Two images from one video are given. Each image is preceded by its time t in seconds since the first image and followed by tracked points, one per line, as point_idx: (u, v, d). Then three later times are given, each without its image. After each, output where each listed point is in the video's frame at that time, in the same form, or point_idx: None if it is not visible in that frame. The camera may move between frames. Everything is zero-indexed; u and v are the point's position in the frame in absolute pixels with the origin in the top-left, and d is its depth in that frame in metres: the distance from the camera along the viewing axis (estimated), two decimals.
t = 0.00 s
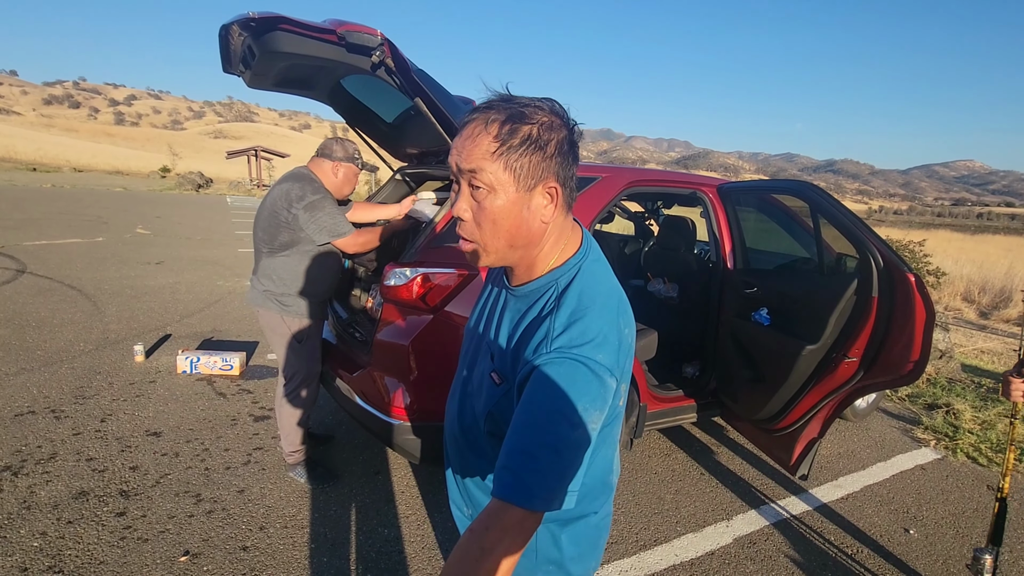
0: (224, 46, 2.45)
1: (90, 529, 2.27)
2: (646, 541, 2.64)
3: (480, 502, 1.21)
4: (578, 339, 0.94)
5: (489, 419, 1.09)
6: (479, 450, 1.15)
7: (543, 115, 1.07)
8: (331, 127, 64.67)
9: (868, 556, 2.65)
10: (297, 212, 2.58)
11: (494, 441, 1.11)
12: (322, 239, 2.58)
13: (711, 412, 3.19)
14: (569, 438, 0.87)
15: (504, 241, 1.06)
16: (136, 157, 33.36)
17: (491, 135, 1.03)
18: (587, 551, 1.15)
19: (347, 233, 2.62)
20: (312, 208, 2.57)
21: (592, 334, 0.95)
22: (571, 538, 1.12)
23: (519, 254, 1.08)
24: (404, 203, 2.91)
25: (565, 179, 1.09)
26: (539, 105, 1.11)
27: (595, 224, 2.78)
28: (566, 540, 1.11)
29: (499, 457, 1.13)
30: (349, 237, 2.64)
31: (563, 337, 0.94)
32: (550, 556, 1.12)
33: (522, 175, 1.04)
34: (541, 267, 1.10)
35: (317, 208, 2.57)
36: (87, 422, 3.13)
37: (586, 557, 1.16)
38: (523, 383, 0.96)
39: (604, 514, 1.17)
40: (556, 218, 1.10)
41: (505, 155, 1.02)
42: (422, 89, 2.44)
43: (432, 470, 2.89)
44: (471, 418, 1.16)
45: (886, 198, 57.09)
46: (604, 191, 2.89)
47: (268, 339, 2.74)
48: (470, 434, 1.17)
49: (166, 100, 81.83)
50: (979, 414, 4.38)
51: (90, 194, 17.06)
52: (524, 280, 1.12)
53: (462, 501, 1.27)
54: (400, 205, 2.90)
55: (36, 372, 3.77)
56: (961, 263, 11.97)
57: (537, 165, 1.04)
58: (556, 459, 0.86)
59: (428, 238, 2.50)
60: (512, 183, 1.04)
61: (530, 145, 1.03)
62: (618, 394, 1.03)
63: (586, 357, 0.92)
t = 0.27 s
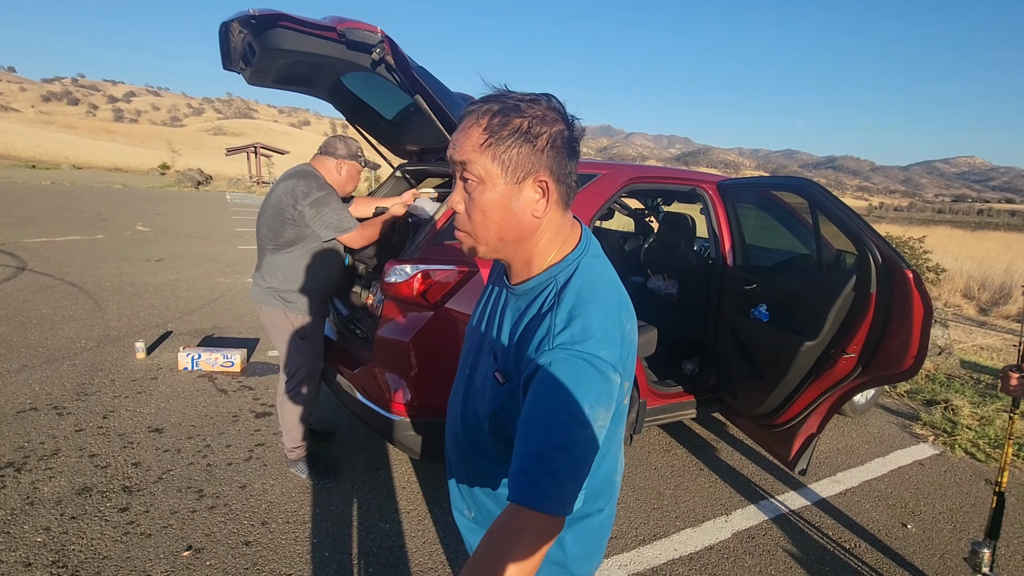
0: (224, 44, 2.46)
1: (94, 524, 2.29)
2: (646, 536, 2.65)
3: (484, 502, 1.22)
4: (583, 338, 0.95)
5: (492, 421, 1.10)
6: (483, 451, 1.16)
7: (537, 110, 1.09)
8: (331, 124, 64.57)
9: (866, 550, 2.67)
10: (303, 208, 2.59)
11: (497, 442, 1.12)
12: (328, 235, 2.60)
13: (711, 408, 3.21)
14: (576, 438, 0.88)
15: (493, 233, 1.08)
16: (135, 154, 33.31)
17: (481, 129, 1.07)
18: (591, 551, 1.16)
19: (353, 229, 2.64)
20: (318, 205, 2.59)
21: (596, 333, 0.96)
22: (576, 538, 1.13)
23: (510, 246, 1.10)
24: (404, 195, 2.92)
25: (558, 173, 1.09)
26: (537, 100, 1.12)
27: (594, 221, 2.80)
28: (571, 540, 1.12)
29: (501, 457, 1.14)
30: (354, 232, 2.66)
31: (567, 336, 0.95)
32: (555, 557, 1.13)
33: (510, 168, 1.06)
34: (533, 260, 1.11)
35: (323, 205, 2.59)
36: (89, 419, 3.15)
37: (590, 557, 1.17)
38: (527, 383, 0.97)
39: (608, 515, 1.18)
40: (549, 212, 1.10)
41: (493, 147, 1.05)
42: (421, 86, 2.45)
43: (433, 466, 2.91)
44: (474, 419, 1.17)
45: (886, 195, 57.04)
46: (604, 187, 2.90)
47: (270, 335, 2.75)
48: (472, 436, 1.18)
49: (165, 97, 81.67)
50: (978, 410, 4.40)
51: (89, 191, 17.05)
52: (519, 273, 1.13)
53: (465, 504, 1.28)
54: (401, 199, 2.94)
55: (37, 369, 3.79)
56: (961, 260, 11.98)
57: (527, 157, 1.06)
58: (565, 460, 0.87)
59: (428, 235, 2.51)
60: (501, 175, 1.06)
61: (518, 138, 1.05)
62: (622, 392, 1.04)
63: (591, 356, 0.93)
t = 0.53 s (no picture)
0: (223, 38, 2.45)
1: (95, 517, 2.30)
2: (644, 530, 2.67)
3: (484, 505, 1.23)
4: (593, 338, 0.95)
5: (499, 420, 1.10)
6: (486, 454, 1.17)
7: (529, 99, 1.10)
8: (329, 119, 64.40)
9: (862, 544, 2.69)
10: (304, 203, 2.60)
11: (500, 443, 1.12)
12: (327, 230, 2.60)
13: (710, 403, 3.22)
14: (593, 438, 0.88)
15: (478, 219, 1.11)
16: (133, 149, 33.21)
17: (472, 117, 1.10)
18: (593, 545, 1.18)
19: (351, 225, 2.64)
20: (318, 200, 2.59)
21: (606, 331, 0.96)
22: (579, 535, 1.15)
23: (495, 233, 1.12)
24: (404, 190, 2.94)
25: (545, 160, 1.07)
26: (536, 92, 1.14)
27: (594, 216, 2.80)
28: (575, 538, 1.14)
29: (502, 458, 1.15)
30: (353, 229, 2.66)
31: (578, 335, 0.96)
32: (555, 557, 1.14)
33: (495, 154, 1.07)
34: (521, 247, 1.12)
35: (323, 200, 2.59)
36: (89, 413, 3.15)
37: (590, 556, 1.18)
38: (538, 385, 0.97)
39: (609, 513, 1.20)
40: (536, 200, 1.10)
41: (480, 135, 1.08)
42: (421, 81, 2.46)
43: (432, 460, 2.92)
44: (476, 420, 1.17)
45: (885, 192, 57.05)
46: (603, 183, 2.91)
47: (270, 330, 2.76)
48: (475, 438, 1.18)
49: (163, 92, 81.39)
50: (975, 406, 4.42)
51: (87, 186, 17.01)
52: (507, 260, 1.15)
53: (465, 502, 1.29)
54: (401, 194, 2.95)
55: (37, 364, 3.79)
56: (959, 257, 12.00)
57: (513, 143, 1.07)
58: (583, 461, 0.87)
59: (428, 230, 2.52)
60: (486, 162, 1.08)
61: (504, 125, 1.07)
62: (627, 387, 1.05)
63: (602, 354, 0.94)
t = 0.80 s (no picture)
0: (227, 38, 2.45)
1: (101, 513, 2.32)
2: (645, 527, 2.68)
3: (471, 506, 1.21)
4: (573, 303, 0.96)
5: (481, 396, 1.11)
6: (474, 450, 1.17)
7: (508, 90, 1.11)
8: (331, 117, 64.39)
9: (863, 542, 2.70)
10: (311, 201, 2.63)
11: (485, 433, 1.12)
12: (334, 229, 2.64)
13: (711, 401, 3.23)
14: (562, 392, 0.90)
15: (457, 204, 1.13)
16: (135, 147, 33.25)
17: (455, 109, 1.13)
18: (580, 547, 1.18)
19: (357, 225, 2.67)
20: (326, 199, 2.63)
21: (586, 301, 0.98)
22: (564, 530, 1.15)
23: (473, 219, 1.13)
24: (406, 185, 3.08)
25: (519, 147, 1.06)
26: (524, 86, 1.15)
27: (597, 215, 2.81)
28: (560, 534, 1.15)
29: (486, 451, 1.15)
30: (360, 228, 2.70)
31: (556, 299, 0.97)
32: (544, 552, 1.14)
33: (472, 142, 1.09)
34: (501, 235, 1.13)
35: (331, 199, 2.63)
36: (94, 410, 3.17)
37: (577, 552, 1.17)
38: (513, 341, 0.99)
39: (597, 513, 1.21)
40: (511, 187, 1.09)
41: (461, 124, 1.11)
42: (425, 80, 2.47)
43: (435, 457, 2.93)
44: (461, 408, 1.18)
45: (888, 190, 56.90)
46: (607, 181, 2.92)
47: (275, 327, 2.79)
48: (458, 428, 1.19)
49: (165, 89, 81.45)
50: (976, 405, 4.42)
51: (90, 183, 17.05)
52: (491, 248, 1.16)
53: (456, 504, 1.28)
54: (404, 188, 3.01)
55: (42, 361, 3.81)
56: (962, 255, 11.98)
57: (490, 131, 1.08)
58: (551, 410, 0.89)
59: (432, 228, 2.54)
60: (464, 150, 1.10)
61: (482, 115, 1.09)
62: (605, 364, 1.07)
63: (582, 319, 0.95)
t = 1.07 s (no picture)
0: (242, 40, 2.48)
1: (120, 506, 2.36)
2: (656, 526, 2.68)
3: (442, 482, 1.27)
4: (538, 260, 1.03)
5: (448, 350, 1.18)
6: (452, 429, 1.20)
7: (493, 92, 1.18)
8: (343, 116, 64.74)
9: (877, 543, 2.68)
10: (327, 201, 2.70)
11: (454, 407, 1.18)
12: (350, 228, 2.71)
13: (722, 401, 3.20)
14: (506, 327, 0.98)
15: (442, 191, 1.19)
16: (150, 146, 33.65)
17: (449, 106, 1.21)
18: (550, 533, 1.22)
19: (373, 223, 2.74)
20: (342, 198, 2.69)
21: (551, 264, 1.05)
22: (532, 511, 1.19)
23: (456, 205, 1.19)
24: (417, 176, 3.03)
25: (498, 139, 1.12)
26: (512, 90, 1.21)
27: (608, 213, 2.82)
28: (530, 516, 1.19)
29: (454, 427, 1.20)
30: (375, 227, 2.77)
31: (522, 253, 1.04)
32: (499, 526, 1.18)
33: (457, 134, 1.15)
34: (479, 220, 1.18)
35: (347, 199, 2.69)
36: (113, 406, 3.23)
37: (531, 534, 1.20)
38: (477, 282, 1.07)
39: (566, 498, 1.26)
40: (490, 174, 1.15)
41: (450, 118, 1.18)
42: (438, 80, 2.48)
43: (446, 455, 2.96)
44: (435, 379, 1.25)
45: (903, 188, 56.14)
46: (619, 180, 2.92)
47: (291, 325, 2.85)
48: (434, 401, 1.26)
49: (180, 89, 82.35)
50: (994, 407, 4.36)
51: (106, 183, 17.29)
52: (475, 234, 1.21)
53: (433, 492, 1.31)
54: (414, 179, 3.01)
55: (62, 357, 3.88)
56: (980, 255, 11.80)
57: (475, 125, 1.15)
58: (495, 342, 0.97)
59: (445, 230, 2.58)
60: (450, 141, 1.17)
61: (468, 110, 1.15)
62: (568, 335, 1.13)
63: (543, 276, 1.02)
